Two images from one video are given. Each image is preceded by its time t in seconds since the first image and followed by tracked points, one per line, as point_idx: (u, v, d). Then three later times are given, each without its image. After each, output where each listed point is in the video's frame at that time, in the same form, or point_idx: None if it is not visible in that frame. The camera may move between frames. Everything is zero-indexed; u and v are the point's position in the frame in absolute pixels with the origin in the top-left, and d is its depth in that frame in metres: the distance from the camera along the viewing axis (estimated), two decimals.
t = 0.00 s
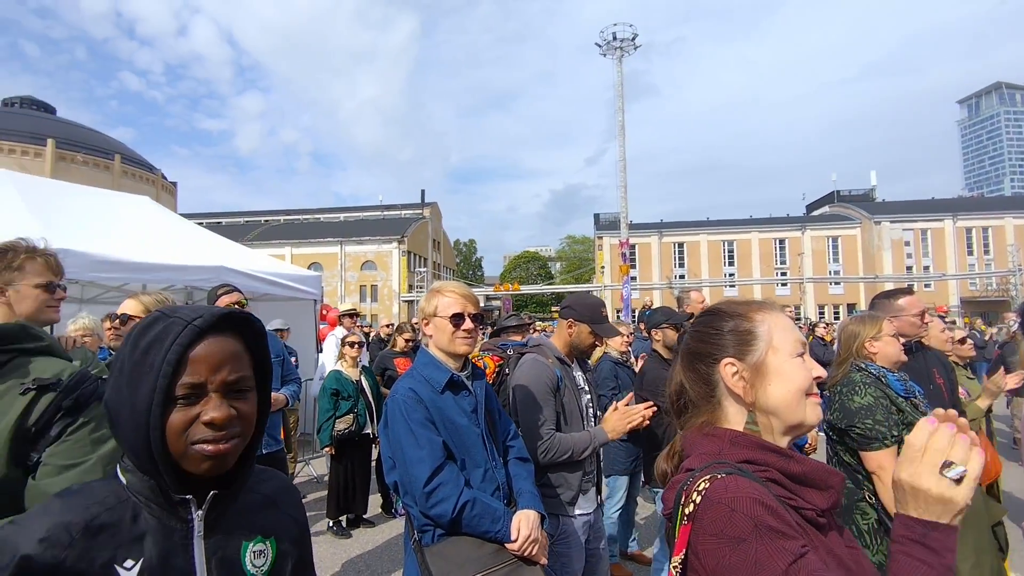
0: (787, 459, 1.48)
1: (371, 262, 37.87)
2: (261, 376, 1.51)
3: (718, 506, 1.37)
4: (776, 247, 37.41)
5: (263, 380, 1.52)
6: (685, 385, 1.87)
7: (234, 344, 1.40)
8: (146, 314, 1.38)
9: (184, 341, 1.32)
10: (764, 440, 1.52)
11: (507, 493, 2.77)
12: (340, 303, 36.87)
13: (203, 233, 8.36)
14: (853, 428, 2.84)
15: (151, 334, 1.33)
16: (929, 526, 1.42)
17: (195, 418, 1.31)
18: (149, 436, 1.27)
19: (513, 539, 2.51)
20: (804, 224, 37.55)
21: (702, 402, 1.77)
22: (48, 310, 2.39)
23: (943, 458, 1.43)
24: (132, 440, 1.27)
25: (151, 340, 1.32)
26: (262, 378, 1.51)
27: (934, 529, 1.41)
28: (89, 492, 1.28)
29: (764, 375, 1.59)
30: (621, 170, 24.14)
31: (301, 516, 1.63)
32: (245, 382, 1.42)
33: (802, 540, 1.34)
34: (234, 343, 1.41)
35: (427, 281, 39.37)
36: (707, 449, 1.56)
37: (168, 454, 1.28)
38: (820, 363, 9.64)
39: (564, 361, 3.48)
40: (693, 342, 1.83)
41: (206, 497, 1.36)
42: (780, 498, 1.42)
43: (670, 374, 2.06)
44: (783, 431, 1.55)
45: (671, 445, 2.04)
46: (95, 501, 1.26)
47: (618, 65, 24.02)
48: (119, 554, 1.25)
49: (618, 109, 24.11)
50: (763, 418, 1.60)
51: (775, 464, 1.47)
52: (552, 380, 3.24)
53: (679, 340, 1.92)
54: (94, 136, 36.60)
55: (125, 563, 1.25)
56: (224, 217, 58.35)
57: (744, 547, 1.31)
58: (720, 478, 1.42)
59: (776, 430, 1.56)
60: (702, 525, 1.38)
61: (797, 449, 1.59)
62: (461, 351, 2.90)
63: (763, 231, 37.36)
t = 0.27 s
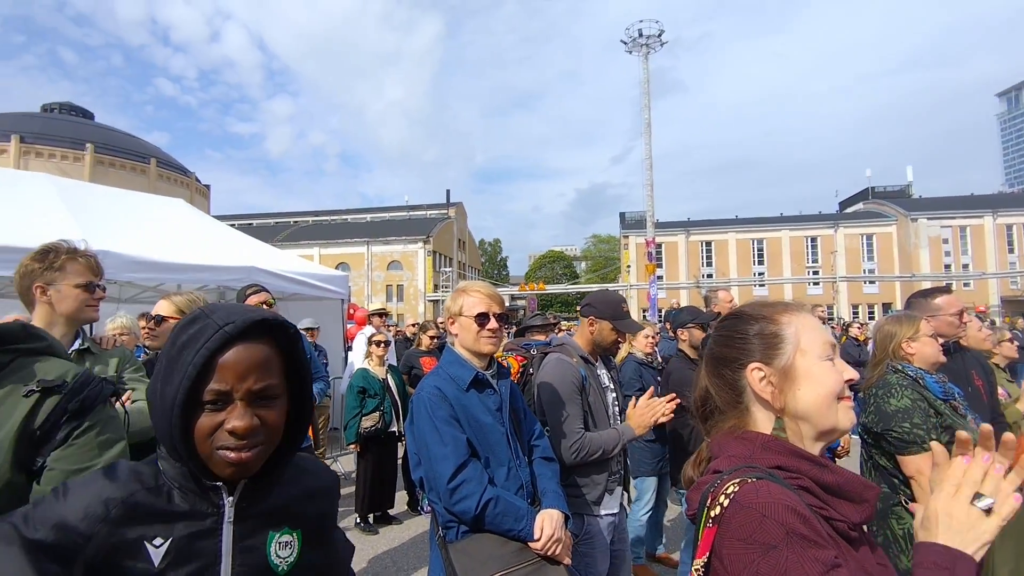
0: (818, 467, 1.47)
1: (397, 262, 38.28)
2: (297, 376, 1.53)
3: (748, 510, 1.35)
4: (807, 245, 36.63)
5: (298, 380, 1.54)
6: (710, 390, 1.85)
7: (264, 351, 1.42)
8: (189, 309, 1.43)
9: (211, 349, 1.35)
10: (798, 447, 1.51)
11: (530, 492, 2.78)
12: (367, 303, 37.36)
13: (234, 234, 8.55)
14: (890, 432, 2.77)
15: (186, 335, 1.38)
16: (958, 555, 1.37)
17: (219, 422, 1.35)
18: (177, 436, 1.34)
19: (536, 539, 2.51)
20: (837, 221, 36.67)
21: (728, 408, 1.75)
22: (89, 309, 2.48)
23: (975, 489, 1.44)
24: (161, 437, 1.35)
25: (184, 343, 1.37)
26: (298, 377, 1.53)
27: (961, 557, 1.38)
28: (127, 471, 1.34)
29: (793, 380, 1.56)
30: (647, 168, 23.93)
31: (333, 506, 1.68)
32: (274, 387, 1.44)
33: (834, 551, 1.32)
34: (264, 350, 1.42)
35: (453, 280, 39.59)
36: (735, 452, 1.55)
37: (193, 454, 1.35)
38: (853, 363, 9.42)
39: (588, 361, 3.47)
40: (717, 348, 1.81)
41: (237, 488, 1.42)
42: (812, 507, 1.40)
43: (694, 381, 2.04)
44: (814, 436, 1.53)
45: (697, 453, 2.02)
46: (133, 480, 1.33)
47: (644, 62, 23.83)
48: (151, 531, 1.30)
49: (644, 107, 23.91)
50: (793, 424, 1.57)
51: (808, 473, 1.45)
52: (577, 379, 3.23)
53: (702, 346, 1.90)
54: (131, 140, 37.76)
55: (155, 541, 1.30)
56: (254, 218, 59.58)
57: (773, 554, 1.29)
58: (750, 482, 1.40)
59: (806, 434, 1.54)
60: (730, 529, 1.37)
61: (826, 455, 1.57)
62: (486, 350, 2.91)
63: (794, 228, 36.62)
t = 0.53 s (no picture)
0: (843, 464, 1.46)
1: (424, 262, 38.62)
2: (310, 381, 1.54)
3: (771, 505, 1.35)
4: (841, 243, 35.77)
5: (311, 384, 1.54)
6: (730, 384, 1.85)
7: (269, 360, 1.42)
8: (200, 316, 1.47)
9: (214, 360, 1.37)
10: (819, 442, 1.49)
11: (557, 490, 2.79)
12: (394, 303, 37.77)
13: (265, 236, 8.75)
14: (928, 434, 2.70)
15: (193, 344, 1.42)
16: (991, 552, 1.35)
17: (226, 430, 1.38)
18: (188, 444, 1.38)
19: (563, 537, 2.52)
20: (872, 218, 35.72)
21: (748, 401, 1.75)
22: (125, 309, 2.59)
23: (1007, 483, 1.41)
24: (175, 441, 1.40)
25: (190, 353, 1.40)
26: (310, 381, 1.54)
27: (994, 555, 1.35)
28: (151, 466, 1.41)
29: (816, 373, 1.54)
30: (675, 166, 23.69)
31: (369, 489, 1.74)
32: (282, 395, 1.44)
33: (860, 548, 1.32)
34: (269, 359, 1.43)
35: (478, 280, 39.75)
36: (755, 448, 1.54)
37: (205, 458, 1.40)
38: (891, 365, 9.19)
39: (616, 360, 3.46)
40: (738, 340, 1.81)
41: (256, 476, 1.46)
42: (837, 505, 1.39)
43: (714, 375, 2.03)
44: (838, 431, 1.50)
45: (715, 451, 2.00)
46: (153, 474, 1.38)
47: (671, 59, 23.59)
48: (175, 521, 1.36)
49: (671, 105, 23.68)
50: (815, 418, 1.55)
51: (832, 469, 1.44)
52: (604, 378, 3.23)
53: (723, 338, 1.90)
54: (166, 146, 38.90)
55: (181, 530, 1.36)
56: (284, 220, 60.74)
57: (799, 550, 1.28)
58: (772, 477, 1.40)
59: (830, 427, 1.52)
60: (751, 525, 1.37)
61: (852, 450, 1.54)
62: (513, 349, 2.94)
63: (827, 226, 35.79)
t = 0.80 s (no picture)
0: (857, 470, 1.44)
1: (450, 262, 38.88)
2: (306, 366, 1.58)
3: (776, 512, 1.36)
4: (876, 240, 34.84)
5: (307, 371, 1.59)
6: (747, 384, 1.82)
7: (273, 341, 1.46)
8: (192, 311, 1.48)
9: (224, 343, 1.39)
10: (835, 448, 1.47)
11: (585, 490, 2.79)
12: (421, 303, 38.14)
13: (296, 237, 8.93)
14: (974, 437, 2.62)
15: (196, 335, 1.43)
16: None
17: (242, 413, 1.40)
18: (198, 434, 1.37)
19: (592, 537, 2.53)
20: (910, 214, 34.68)
21: (765, 403, 1.72)
22: (159, 308, 2.67)
23: None
24: (184, 432, 1.39)
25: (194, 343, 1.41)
26: (306, 367, 1.58)
27: None
28: (142, 486, 1.43)
29: (836, 377, 1.53)
30: (703, 162, 23.41)
31: (372, 476, 1.72)
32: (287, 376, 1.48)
33: (870, 557, 1.31)
34: (273, 340, 1.47)
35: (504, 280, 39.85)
36: (768, 451, 1.54)
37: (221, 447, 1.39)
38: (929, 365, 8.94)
39: (647, 359, 3.43)
40: (755, 340, 1.78)
41: (256, 477, 1.48)
42: (850, 513, 1.37)
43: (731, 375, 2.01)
44: (856, 438, 1.50)
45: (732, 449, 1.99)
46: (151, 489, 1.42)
47: (700, 54, 23.29)
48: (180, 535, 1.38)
49: (700, 99, 23.42)
50: (834, 423, 1.54)
51: (846, 475, 1.43)
52: (635, 378, 3.21)
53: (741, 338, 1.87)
54: (200, 150, 39.95)
55: (187, 544, 1.38)
56: (314, 221, 61.82)
57: (803, 559, 1.29)
58: (780, 483, 1.40)
59: (849, 433, 1.51)
60: (756, 531, 1.39)
61: (870, 458, 1.53)
62: (540, 348, 2.95)
63: (861, 223, 34.89)
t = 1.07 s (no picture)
0: (879, 471, 1.38)
1: (475, 261, 39.02)
2: (320, 363, 1.57)
3: (793, 517, 1.31)
4: (913, 236, 33.83)
5: (321, 367, 1.57)
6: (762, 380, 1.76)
7: (278, 328, 1.47)
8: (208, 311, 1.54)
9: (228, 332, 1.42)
10: (853, 445, 1.42)
11: (613, 491, 2.75)
12: (447, 302, 38.35)
13: (324, 238, 9.05)
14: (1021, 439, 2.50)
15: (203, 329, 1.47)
16: None
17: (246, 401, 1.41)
18: (212, 424, 1.40)
19: (621, 539, 2.49)
20: (948, 210, 33.59)
21: (781, 400, 1.65)
22: (191, 308, 2.71)
23: None
24: (201, 423, 1.41)
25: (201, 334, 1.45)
26: (320, 361, 1.57)
27: None
28: (170, 482, 1.45)
29: (858, 373, 1.47)
30: (731, 159, 23.05)
31: (389, 473, 1.71)
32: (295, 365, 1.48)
33: (892, 565, 1.25)
34: (278, 328, 1.47)
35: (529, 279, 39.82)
36: (784, 450, 1.48)
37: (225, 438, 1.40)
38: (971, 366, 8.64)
39: (676, 357, 3.36)
40: (770, 334, 1.71)
41: (278, 475, 1.47)
42: (871, 518, 1.32)
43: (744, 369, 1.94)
44: (879, 436, 1.45)
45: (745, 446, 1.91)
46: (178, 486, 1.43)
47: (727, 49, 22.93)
48: (204, 531, 1.38)
49: (728, 95, 23.05)
50: (855, 421, 1.48)
51: (867, 478, 1.36)
52: (663, 376, 3.15)
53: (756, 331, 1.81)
54: (231, 153, 40.87)
55: (211, 539, 1.38)
56: (341, 222, 62.68)
57: (821, 567, 1.24)
58: (798, 486, 1.34)
59: (872, 431, 1.46)
60: (772, 535, 1.33)
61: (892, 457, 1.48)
62: (564, 349, 2.92)
63: (897, 219, 33.91)
